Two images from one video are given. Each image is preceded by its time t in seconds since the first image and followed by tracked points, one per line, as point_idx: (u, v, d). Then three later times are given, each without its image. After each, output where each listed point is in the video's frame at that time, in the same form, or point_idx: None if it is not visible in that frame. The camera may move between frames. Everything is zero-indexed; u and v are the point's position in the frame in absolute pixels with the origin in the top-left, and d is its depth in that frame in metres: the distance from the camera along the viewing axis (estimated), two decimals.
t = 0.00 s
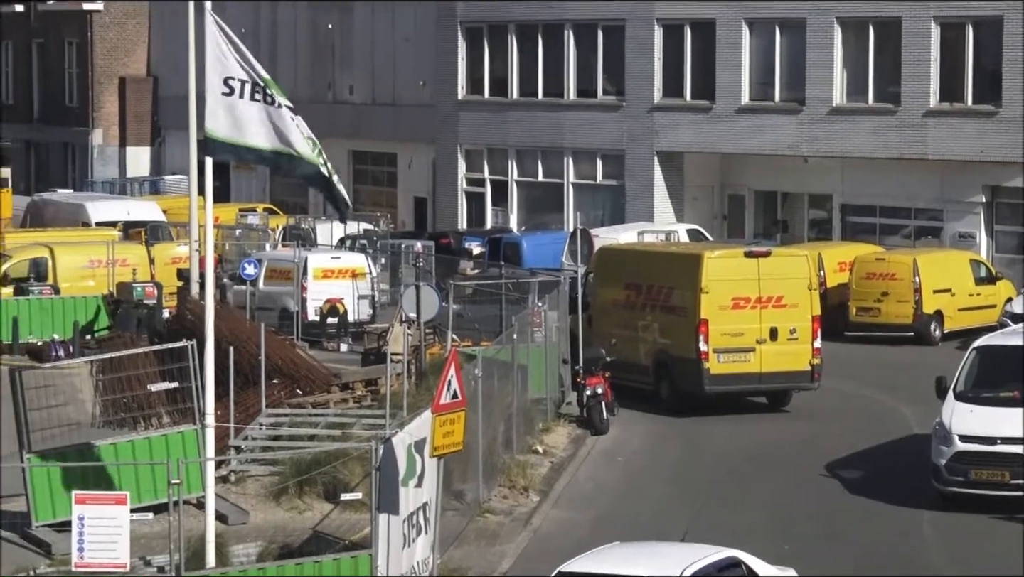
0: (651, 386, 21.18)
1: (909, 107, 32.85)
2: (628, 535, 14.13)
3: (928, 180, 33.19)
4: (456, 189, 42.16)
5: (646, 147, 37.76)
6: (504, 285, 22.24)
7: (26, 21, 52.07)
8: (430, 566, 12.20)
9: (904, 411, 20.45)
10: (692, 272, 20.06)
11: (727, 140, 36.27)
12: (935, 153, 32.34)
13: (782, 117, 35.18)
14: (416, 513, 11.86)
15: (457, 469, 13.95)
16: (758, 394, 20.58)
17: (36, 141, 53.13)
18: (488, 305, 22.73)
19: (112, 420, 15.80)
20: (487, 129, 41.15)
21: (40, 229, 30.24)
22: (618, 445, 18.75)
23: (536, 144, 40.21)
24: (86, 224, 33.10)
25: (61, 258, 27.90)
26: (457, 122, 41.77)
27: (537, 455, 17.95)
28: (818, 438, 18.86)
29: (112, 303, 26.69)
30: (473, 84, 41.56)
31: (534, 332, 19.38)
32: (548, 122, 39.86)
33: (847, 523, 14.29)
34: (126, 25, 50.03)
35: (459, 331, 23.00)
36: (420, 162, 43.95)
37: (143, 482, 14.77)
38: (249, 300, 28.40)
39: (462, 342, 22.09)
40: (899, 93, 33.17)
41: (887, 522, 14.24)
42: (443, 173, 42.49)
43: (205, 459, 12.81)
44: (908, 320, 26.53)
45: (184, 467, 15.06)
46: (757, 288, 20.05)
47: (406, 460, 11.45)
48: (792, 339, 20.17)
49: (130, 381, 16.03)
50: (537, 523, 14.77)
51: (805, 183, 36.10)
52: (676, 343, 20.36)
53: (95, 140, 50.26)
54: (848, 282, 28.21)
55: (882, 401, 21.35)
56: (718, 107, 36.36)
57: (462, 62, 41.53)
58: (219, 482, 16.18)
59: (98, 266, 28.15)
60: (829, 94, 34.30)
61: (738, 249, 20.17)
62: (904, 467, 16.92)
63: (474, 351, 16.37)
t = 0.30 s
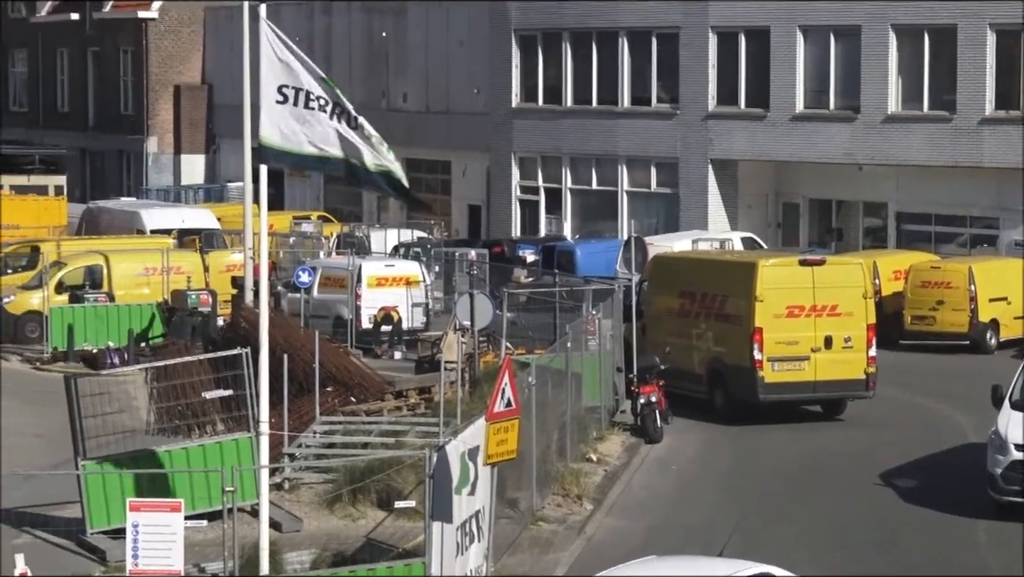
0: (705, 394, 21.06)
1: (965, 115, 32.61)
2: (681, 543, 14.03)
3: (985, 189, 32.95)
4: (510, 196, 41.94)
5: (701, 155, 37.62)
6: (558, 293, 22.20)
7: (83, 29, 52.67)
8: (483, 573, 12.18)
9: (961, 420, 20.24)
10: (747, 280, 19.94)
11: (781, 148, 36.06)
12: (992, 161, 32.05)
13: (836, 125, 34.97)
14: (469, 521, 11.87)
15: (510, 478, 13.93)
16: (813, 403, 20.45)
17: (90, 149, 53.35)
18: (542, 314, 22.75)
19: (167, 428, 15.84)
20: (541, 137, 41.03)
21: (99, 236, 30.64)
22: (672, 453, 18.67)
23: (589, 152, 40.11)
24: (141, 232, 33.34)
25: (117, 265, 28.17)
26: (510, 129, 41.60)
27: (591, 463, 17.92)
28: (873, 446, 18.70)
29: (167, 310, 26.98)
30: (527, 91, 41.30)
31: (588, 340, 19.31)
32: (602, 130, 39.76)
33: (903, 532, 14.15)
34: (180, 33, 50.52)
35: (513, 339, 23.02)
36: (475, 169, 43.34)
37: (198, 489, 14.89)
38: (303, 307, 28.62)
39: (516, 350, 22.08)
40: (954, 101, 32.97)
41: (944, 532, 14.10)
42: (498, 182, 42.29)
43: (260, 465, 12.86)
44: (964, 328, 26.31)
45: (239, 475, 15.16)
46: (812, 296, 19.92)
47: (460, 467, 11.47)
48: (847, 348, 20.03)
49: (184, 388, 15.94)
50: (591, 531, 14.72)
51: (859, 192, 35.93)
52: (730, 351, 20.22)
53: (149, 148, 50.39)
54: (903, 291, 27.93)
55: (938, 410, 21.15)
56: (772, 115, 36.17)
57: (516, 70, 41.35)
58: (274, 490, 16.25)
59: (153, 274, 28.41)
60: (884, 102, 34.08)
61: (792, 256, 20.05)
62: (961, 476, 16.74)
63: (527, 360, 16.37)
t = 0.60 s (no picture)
0: (766, 407, 20.90)
1: None
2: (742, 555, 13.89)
3: None
4: (571, 209, 41.81)
5: (762, 168, 37.41)
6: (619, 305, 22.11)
7: (146, 41, 53.16)
8: None
9: None
10: (808, 292, 19.80)
11: (843, 160, 35.79)
12: None
13: (898, 137, 34.70)
14: (529, 533, 11.90)
15: (570, 489, 13.88)
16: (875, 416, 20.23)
17: (153, 161, 53.94)
18: (604, 326, 22.66)
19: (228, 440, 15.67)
20: (602, 149, 40.95)
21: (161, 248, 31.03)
22: (733, 466, 18.54)
23: (650, 164, 39.94)
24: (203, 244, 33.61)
25: (178, 277, 28.44)
26: (571, 141, 41.60)
27: (651, 475, 17.84)
28: (937, 459, 18.47)
29: (228, 321, 27.22)
30: (589, 103, 41.32)
31: (648, 351, 19.21)
32: (663, 141, 39.61)
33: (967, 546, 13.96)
34: (243, 45, 51.05)
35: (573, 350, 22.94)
36: (535, 182, 43.37)
37: (258, 500, 14.98)
38: (365, 319, 28.71)
39: (576, 362, 22.00)
40: (1018, 113, 32.79)
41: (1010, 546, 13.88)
42: (558, 194, 42.21)
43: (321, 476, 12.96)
44: None
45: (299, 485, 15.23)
46: (874, 309, 19.75)
47: (520, 480, 11.61)
48: (910, 361, 19.82)
49: (245, 400, 15.87)
50: (651, 544, 14.64)
51: (922, 204, 35.61)
52: (792, 363, 20.07)
53: (211, 160, 50.91)
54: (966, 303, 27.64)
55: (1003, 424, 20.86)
56: (835, 127, 35.90)
57: (578, 82, 41.30)
58: (334, 501, 16.31)
59: (214, 285, 28.68)
60: (946, 115, 33.87)
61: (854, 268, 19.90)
62: None
63: (587, 371, 16.33)
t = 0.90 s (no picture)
0: (815, 416, 20.78)
1: None
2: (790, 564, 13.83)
3: None
4: (621, 217, 41.76)
5: (812, 177, 37.21)
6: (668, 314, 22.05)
7: (196, 50, 53.58)
8: None
9: None
10: (858, 300, 19.63)
11: (893, 169, 35.55)
12: None
13: (949, 146, 34.45)
14: (578, 541, 12.20)
15: (620, 498, 13.87)
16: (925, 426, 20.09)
17: (203, 169, 54.29)
18: (652, 335, 22.55)
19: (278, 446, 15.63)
20: (651, 158, 40.84)
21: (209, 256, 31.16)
22: (783, 476, 18.44)
23: (701, 172, 39.76)
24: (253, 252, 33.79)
25: (228, 285, 28.58)
26: (621, 150, 41.55)
27: (701, 484, 17.80)
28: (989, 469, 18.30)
29: (277, 330, 27.35)
30: (638, 112, 41.22)
31: (697, 360, 19.11)
32: (713, 150, 39.46)
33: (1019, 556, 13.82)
34: (292, 54, 51.46)
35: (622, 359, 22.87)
36: (585, 190, 43.30)
37: (307, 507, 15.07)
38: (414, 327, 28.78)
39: (625, 371, 21.93)
40: None
41: None
42: (608, 203, 42.19)
43: (369, 485, 13.24)
44: None
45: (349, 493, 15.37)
46: (924, 318, 19.60)
47: (568, 488, 11.92)
48: (959, 370, 19.68)
49: (294, 407, 15.86)
50: (701, 553, 14.58)
51: (973, 213, 35.30)
52: (841, 373, 19.93)
53: (261, 169, 51.25)
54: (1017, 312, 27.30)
55: None
56: (884, 135, 35.65)
57: (627, 91, 41.20)
58: (383, 509, 16.38)
59: (263, 294, 28.81)
60: (999, 124, 33.52)
61: (904, 277, 19.74)
62: None
63: (637, 380, 16.29)
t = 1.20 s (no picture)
0: (870, 425, 20.61)
1: None
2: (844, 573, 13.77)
3: None
4: (675, 225, 41.64)
5: (866, 185, 36.98)
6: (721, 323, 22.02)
7: (251, 57, 54.00)
8: None
9: None
10: (913, 309, 19.49)
11: (948, 178, 35.29)
12: None
13: (1006, 154, 34.19)
14: (631, 550, 12.31)
15: (673, 507, 13.89)
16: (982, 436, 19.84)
17: (257, 176, 54.65)
18: (705, 343, 22.46)
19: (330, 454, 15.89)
20: (705, 166, 40.71)
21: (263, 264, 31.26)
22: (837, 484, 18.33)
23: (755, 181, 39.57)
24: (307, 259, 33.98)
25: (282, 292, 28.78)
26: (675, 158, 41.44)
27: (754, 492, 17.74)
28: None
29: (330, 337, 27.48)
30: (692, 120, 41.11)
31: (751, 369, 19.03)
32: (767, 158, 39.28)
33: None
34: (347, 62, 51.73)
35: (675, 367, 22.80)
36: (638, 198, 43.18)
37: (359, 515, 15.07)
38: (468, 335, 28.86)
39: (678, 379, 21.84)
40: None
41: None
42: (661, 212, 42.06)
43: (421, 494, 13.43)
44: None
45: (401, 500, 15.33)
46: (979, 327, 19.43)
47: (621, 497, 12.08)
48: (1016, 379, 19.42)
49: (348, 415, 16.08)
50: (754, 561, 14.52)
51: None
52: (895, 382, 19.79)
53: (315, 176, 51.64)
54: None
55: None
56: (940, 144, 35.41)
57: (681, 99, 41.11)
58: (436, 517, 16.40)
59: (317, 301, 29.02)
60: None
61: (959, 286, 19.58)
62: None
63: (691, 389, 16.27)
